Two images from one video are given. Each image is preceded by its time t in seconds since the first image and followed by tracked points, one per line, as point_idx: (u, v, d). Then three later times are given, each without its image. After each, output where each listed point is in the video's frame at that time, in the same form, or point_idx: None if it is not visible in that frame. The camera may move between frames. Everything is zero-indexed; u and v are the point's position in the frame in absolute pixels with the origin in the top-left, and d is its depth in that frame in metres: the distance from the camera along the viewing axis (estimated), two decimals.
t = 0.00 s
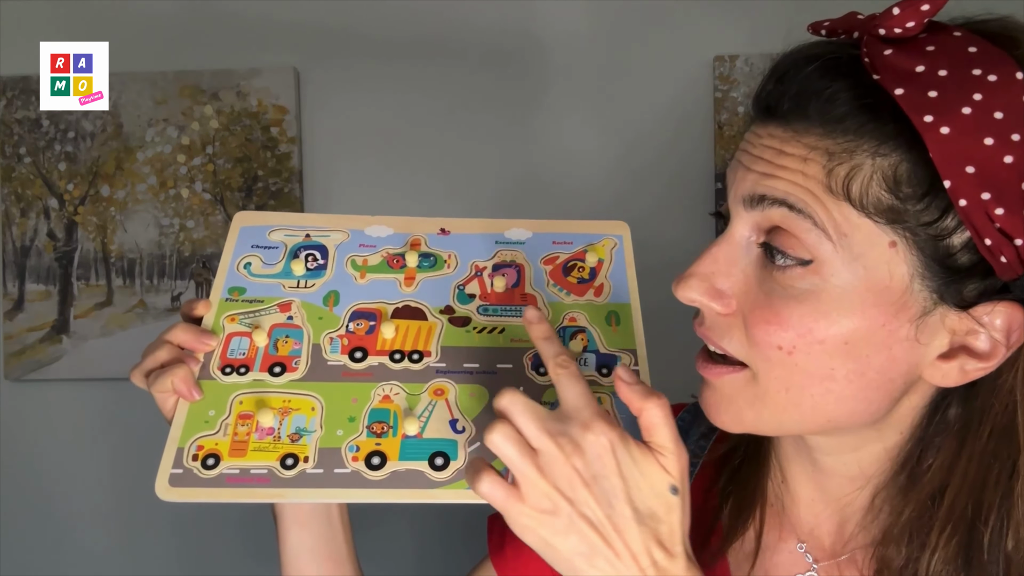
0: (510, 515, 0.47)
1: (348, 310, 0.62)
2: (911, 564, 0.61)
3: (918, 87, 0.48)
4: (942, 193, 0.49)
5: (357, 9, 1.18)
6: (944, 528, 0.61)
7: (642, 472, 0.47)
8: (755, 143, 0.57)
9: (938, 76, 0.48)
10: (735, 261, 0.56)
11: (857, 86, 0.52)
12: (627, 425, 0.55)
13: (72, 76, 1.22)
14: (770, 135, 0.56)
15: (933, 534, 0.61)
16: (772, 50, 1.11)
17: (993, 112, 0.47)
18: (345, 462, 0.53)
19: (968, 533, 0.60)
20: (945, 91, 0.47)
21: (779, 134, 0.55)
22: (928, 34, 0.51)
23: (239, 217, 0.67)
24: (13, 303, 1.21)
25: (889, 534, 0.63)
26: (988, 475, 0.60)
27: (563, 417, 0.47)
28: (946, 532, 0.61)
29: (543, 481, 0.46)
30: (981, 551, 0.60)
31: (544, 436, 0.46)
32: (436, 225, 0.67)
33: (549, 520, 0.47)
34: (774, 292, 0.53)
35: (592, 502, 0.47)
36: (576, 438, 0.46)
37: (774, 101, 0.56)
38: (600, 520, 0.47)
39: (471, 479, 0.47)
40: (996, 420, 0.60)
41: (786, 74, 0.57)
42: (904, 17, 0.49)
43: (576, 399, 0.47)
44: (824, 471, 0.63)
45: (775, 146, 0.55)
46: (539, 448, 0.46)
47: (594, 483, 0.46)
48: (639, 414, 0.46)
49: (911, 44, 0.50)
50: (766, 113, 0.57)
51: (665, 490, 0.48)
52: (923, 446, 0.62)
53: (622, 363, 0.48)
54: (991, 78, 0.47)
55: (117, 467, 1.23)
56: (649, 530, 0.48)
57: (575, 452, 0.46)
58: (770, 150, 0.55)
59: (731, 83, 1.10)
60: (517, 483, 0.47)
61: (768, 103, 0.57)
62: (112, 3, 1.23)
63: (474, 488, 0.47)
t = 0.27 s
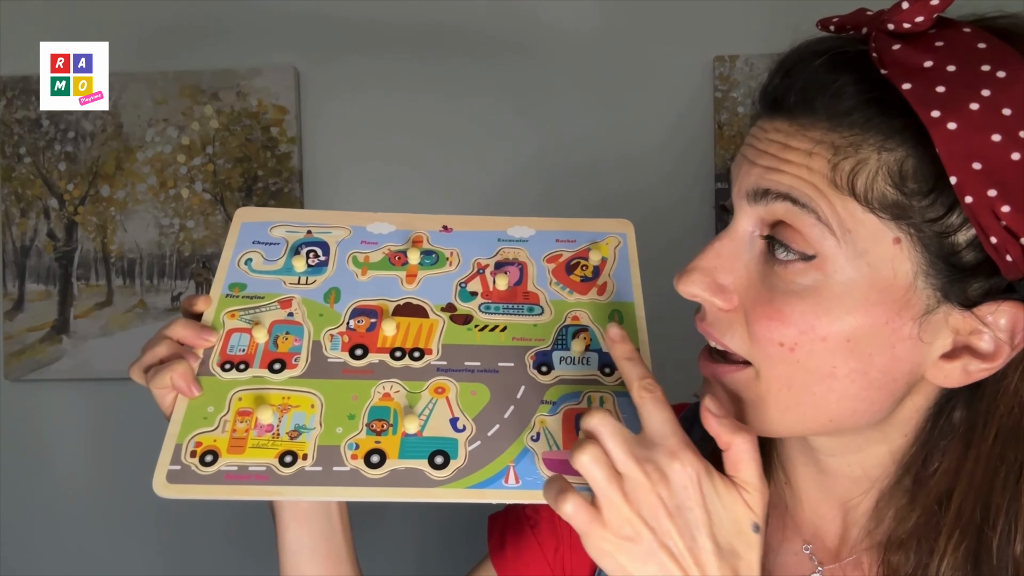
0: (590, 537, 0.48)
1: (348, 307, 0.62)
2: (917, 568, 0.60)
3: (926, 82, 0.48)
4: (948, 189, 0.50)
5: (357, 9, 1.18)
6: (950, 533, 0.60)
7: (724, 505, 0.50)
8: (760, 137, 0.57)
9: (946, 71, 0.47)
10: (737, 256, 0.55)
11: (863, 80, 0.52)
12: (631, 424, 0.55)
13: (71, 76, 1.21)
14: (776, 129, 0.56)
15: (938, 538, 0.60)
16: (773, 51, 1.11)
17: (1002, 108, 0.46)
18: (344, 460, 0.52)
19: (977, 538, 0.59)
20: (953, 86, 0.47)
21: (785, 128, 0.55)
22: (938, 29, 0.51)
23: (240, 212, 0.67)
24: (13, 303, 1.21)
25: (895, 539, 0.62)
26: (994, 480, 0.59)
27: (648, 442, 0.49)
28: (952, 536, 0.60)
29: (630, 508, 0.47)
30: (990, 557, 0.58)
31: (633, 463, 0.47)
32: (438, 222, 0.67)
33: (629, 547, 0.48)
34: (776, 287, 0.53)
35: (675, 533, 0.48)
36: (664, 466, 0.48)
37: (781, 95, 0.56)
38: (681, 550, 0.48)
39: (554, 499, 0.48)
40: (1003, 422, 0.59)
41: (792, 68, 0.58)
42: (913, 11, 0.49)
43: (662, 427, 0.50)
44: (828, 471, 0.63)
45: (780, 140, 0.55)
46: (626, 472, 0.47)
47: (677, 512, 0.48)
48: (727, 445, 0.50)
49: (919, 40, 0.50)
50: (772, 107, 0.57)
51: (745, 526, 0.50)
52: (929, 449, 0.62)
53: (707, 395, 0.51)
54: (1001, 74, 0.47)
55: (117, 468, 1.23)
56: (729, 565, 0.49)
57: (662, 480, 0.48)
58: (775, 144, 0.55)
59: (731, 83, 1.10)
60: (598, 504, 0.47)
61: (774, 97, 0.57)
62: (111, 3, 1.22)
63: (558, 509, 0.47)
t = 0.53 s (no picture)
0: None
1: (347, 309, 0.62)
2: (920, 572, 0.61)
3: (927, 79, 0.48)
4: (948, 187, 0.49)
5: (357, 8, 1.18)
6: (954, 538, 0.60)
7: (770, 550, 0.49)
8: (761, 135, 0.57)
9: (948, 69, 0.48)
10: (737, 254, 0.56)
11: (864, 78, 0.52)
12: (629, 425, 0.55)
13: (71, 76, 1.21)
14: (775, 127, 0.56)
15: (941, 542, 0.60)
16: (773, 50, 1.11)
17: (1004, 106, 0.46)
18: (342, 460, 0.52)
19: (980, 542, 0.59)
20: (954, 84, 0.47)
21: (784, 125, 0.55)
22: (940, 28, 0.51)
23: (241, 216, 0.67)
24: (13, 303, 1.21)
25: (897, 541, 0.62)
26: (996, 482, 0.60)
27: (697, 486, 0.49)
28: (957, 541, 0.60)
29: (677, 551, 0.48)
30: (993, 561, 0.58)
31: (682, 508, 0.47)
32: (437, 224, 0.67)
33: None
34: (776, 285, 0.53)
35: None
36: (711, 511, 0.48)
37: (781, 94, 0.57)
38: None
39: (602, 541, 0.49)
40: (1003, 425, 0.59)
41: (793, 66, 0.58)
42: (914, 9, 0.50)
43: (709, 471, 0.49)
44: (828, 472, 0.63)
45: (780, 138, 0.55)
46: (675, 516, 0.47)
47: (723, 557, 0.48)
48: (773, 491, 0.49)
49: (922, 38, 0.50)
50: (773, 105, 0.57)
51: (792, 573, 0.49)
52: (931, 453, 0.61)
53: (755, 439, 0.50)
54: (1002, 72, 0.47)
55: (117, 468, 1.23)
56: None
57: (709, 526, 0.48)
58: (775, 142, 0.55)
59: (731, 83, 1.10)
60: (647, 547, 0.48)
61: (775, 95, 0.58)
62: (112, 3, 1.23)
63: (606, 550, 0.48)
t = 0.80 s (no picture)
0: None
1: (345, 312, 0.62)
2: None
3: (926, 83, 0.47)
4: (948, 194, 0.49)
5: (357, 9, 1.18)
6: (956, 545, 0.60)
7: None
8: (757, 141, 0.57)
9: (946, 73, 0.47)
10: (735, 261, 0.56)
11: (862, 82, 0.52)
12: (626, 429, 0.55)
13: (72, 76, 1.21)
14: (772, 133, 0.56)
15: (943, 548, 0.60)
16: (773, 51, 1.11)
17: (1004, 110, 0.46)
18: (339, 465, 0.52)
19: (982, 550, 0.59)
20: (953, 88, 0.47)
21: (781, 131, 0.55)
22: (938, 30, 0.51)
23: (239, 220, 0.67)
24: (13, 303, 1.21)
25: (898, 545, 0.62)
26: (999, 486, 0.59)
27: (703, 522, 0.48)
28: (959, 547, 0.59)
29: None
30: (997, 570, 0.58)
31: (692, 546, 0.46)
32: (434, 227, 0.67)
33: None
34: (774, 292, 0.53)
35: None
36: (718, 547, 0.46)
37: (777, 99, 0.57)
38: None
39: None
40: (1005, 431, 0.59)
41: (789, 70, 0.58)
42: (911, 12, 0.49)
43: (715, 507, 0.48)
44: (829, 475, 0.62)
45: (777, 144, 0.55)
46: (685, 555, 0.46)
47: None
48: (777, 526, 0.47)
49: (920, 42, 0.50)
50: (769, 111, 0.58)
51: None
52: (932, 459, 0.61)
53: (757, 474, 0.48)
54: (1002, 76, 0.46)
55: (117, 468, 1.23)
56: None
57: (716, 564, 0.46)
58: (772, 148, 0.55)
59: (731, 83, 1.11)
60: None
61: (771, 100, 0.58)
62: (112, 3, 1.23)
63: None
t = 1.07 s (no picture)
0: None
1: (343, 316, 0.62)
2: None
3: (919, 91, 0.46)
4: (946, 203, 0.48)
5: (357, 10, 1.18)
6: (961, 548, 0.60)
7: None
8: (751, 150, 0.56)
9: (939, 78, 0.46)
10: (731, 272, 0.55)
11: (855, 91, 0.50)
12: (626, 433, 0.54)
13: (72, 76, 1.21)
14: (765, 143, 0.55)
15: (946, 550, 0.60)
16: (773, 50, 1.11)
17: (999, 117, 0.44)
18: (338, 471, 0.52)
19: (988, 555, 0.59)
20: (947, 95, 0.45)
21: (774, 142, 0.54)
22: (929, 35, 0.49)
23: (235, 223, 0.67)
24: (13, 303, 1.21)
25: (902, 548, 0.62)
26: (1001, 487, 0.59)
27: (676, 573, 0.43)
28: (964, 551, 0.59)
29: None
30: (1003, 573, 0.58)
31: None
32: (432, 230, 0.67)
33: None
34: (771, 304, 0.52)
35: None
36: None
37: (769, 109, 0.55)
38: None
39: None
40: (1008, 435, 0.58)
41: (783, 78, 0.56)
42: (902, 18, 0.47)
43: (688, 554, 0.43)
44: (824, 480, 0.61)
45: (771, 154, 0.54)
46: None
47: None
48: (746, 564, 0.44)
49: (913, 49, 0.48)
50: (762, 119, 0.56)
51: None
52: (934, 463, 0.61)
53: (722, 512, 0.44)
54: (996, 81, 0.45)
55: (117, 468, 1.23)
56: None
57: None
58: (766, 158, 0.54)
59: (731, 83, 1.10)
60: None
61: (763, 108, 0.56)
62: (112, 3, 1.23)
63: None
